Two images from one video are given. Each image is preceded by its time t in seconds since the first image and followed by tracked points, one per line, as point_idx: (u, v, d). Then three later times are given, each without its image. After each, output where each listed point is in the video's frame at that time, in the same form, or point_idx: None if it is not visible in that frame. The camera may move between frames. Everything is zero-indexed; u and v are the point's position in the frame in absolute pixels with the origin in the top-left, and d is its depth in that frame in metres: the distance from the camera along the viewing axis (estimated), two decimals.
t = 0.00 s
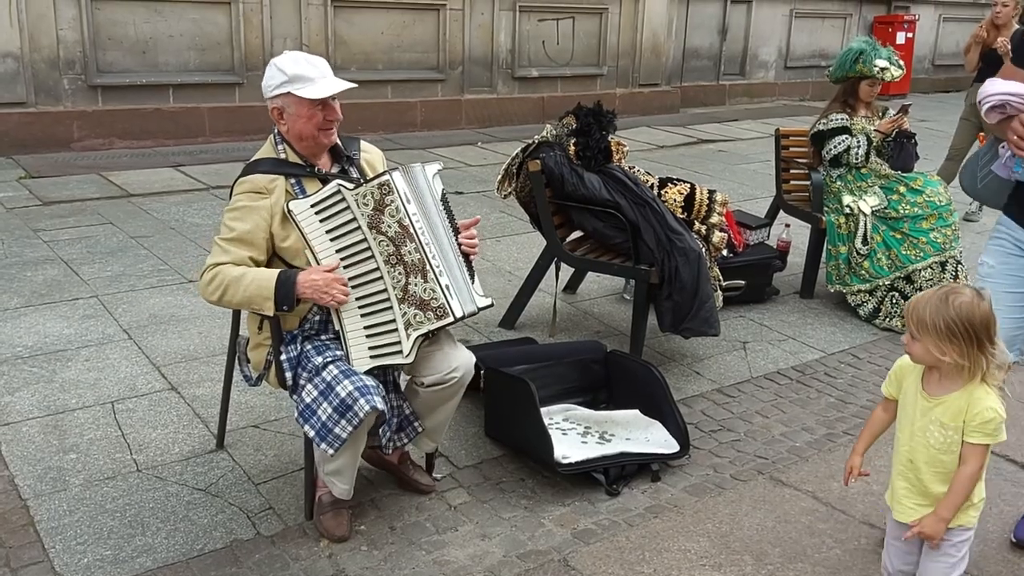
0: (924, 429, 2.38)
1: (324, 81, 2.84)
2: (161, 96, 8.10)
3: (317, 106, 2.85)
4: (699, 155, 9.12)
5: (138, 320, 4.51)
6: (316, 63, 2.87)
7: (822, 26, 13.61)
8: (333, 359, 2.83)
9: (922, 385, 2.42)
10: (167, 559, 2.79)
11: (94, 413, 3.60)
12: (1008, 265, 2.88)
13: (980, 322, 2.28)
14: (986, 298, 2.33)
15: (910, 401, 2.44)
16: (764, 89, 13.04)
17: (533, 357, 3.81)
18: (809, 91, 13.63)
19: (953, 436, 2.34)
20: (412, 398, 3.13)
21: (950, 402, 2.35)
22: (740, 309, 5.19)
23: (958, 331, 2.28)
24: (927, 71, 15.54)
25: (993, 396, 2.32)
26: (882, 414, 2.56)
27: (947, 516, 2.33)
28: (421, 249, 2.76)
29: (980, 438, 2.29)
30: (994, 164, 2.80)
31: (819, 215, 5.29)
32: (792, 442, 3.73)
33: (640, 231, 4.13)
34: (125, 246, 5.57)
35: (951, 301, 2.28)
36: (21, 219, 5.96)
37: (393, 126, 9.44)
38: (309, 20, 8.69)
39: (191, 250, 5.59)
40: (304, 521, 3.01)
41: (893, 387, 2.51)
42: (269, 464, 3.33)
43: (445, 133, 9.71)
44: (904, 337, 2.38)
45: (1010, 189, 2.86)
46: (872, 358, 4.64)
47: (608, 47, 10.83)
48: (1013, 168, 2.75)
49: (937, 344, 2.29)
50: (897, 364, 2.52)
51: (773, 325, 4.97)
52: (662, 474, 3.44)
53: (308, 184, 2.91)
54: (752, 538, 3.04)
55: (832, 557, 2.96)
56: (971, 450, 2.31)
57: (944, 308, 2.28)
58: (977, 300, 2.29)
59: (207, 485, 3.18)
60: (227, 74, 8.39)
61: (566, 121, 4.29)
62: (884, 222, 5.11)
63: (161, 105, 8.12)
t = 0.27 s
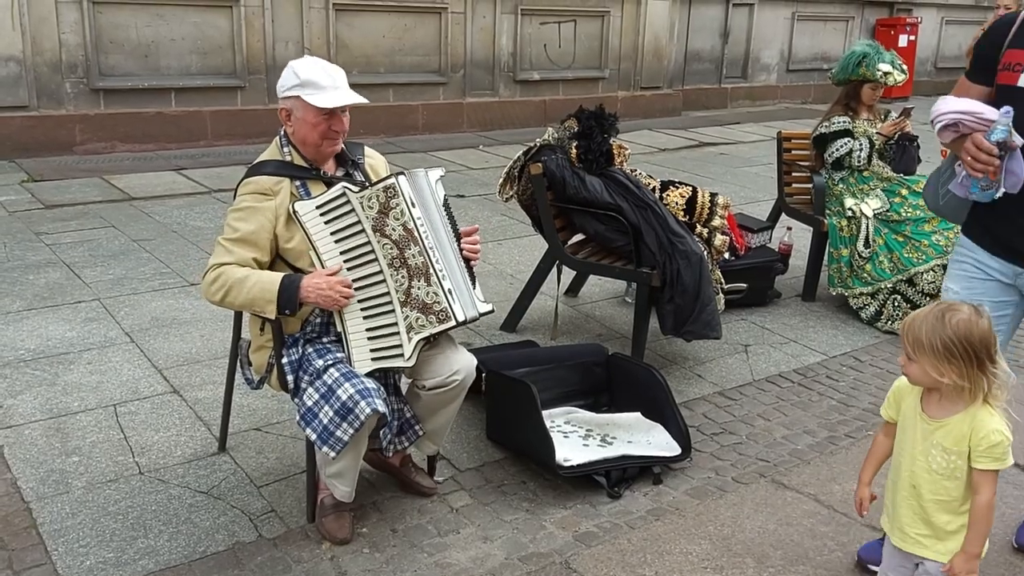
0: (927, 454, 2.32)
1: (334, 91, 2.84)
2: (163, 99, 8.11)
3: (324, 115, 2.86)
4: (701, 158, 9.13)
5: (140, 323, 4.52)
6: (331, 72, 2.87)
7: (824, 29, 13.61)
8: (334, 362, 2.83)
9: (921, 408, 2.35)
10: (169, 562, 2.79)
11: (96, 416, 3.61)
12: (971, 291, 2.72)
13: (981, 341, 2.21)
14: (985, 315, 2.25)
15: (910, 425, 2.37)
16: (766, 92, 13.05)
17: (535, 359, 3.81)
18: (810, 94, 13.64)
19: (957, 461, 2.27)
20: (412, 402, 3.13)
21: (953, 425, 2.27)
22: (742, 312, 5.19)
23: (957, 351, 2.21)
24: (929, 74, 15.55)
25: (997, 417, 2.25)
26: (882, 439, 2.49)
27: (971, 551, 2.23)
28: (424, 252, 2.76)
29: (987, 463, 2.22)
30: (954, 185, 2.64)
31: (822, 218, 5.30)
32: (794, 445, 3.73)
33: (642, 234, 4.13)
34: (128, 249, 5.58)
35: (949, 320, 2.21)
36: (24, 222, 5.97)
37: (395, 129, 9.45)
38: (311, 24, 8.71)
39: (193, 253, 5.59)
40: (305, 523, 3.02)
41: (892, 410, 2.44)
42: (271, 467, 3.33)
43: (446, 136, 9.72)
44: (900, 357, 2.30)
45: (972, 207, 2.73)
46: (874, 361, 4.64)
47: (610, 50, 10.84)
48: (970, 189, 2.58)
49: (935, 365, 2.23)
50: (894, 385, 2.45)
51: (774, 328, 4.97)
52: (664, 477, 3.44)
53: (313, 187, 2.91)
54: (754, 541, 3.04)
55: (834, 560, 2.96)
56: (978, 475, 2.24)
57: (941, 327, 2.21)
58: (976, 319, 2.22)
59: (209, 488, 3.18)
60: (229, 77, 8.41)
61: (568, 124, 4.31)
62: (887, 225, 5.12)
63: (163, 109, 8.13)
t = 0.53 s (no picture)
0: (915, 468, 2.33)
1: (351, 101, 2.84)
2: (164, 97, 8.12)
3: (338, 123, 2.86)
4: (702, 155, 9.13)
5: (142, 321, 4.53)
6: (351, 78, 2.86)
7: (825, 27, 13.60)
8: (337, 359, 2.84)
9: (910, 422, 2.37)
10: (172, 559, 2.80)
11: (99, 414, 3.62)
12: (931, 296, 2.67)
13: (967, 353, 2.21)
14: (975, 326, 2.25)
15: (900, 439, 2.39)
16: (767, 90, 13.05)
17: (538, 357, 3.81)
18: (812, 92, 13.64)
19: (943, 477, 2.28)
20: (414, 400, 3.14)
21: (940, 438, 2.28)
22: (743, 310, 5.19)
23: (940, 361, 2.21)
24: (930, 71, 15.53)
25: (984, 433, 2.25)
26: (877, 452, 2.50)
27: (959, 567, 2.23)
28: (431, 251, 2.78)
29: (972, 479, 2.22)
30: (902, 184, 2.63)
31: (823, 216, 5.30)
32: (796, 442, 3.74)
33: (643, 231, 4.13)
34: (130, 247, 5.59)
35: (933, 329, 2.22)
36: (26, 220, 5.98)
37: (396, 127, 9.46)
38: (312, 22, 8.71)
39: (195, 251, 5.60)
40: (308, 521, 3.02)
41: (883, 424, 2.46)
42: (273, 465, 3.34)
43: (448, 134, 9.73)
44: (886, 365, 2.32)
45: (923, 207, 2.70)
46: (875, 358, 4.64)
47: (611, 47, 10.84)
48: (919, 189, 2.55)
49: (917, 374, 2.24)
50: (886, 397, 2.46)
51: (776, 326, 4.98)
52: (665, 475, 3.44)
53: (323, 185, 2.92)
54: (755, 539, 3.04)
55: (835, 557, 2.96)
56: (963, 491, 2.24)
57: (924, 335, 2.22)
58: (963, 330, 2.22)
59: (212, 485, 3.19)
60: (231, 76, 8.41)
61: (570, 122, 4.32)
62: (887, 223, 5.18)
63: (165, 107, 8.13)
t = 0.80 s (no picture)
0: (867, 475, 2.10)
1: (358, 104, 2.85)
2: (166, 97, 8.13)
3: (345, 124, 2.87)
4: (703, 154, 9.14)
5: (145, 320, 4.54)
6: (359, 80, 2.87)
7: (828, 25, 13.59)
8: (339, 359, 2.84)
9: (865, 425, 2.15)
10: (174, 558, 2.81)
11: (102, 412, 3.63)
12: (910, 304, 2.53)
13: (930, 356, 2.00)
14: (940, 330, 2.04)
15: (854, 443, 2.16)
16: (768, 89, 13.05)
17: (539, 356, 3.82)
18: (813, 91, 13.64)
19: (897, 484, 2.05)
20: (416, 398, 3.14)
21: (894, 444, 2.06)
22: (745, 308, 5.20)
23: (900, 362, 2.00)
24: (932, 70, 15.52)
25: (943, 441, 2.03)
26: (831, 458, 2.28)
27: None
28: (435, 251, 2.81)
29: (925, 488, 2.01)
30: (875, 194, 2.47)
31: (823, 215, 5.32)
32: (797, 441, 3.74)
33: (644, 230, 4.14)
34: (132, 246, 5.60)
35: (895, 330, 2.02)
36: (29, 220, 6.00)
37: (398, 126, 9.47)
38: (314, 22, 8.72)
39: (197, 250, 5.61)
40: (310, 519, 3.03)
41: (839, 430, 2.24)
42: (275, 463, 3.35)
43: (450, 133, 9.74)
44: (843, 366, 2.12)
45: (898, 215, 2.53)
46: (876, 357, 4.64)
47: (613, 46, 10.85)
48: (893, 199, 2.41)
49: (874, 376, 2.04)
50: (843, 401, 2.25)
51: (777, 325, 4.98)
52: (666, 473, 3.45)
53: (327, 184, 2.93)
54: (756, 537, 3.05)
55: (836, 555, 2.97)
56: (918, 501, 2.02)
57: (883, 337, 2.02)
58: (927, 331, 2.02)
59: (214, 484, 3.20)
60: (233, 75, 8.42)
61: (571, 122, 4.32)
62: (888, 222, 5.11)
63: (167, 106, 8.15)
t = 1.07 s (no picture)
0: (826, 498, 2.08)
1: (359, 106, 2.85)
2: (169, 98, 8.14)
3: (345, 126, 2.87)
4: (705, 155, 9.15)
5: (147, 321, 4.55)
6: (359, 82, 2.87)
7: (829, 26, 13.59)
8: (340, 360, 2.84)
9: (825, 445, 2.12)
10: (177, 558, 2.81)
11: (104, 414, 3.63)
12: (888, 320, 2.46)
13: (889, 376, 1.95)
14: (900, 347, 1.98)
15: (813, 464, 2.13)
16: (770, 89, 13.06)
17: (541, 357, 3.83)
18: (815, 91, 13.65)
19: (854, 509, 2.03)
20: (418, 400, 3.15)
21: (852, 467, 2.03)
22: (747, 309, 5.20)
23: (855, 384, 1.95)
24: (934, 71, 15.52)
25: (901, 463, 1.99)
26: (790, 477, 2.25)
27: None
28: (436, 253, 2.80)
29: (882, 513, 1.98)
30: (855, 198, 2.38)
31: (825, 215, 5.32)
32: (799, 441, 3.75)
33: (646, 231, 4.14)
34: (135, 248, 5.61)
35: (853, 348, 1.96)
36: (31, 221, 6.01)
37: (400, 127, 9.48)
38: (316, 23, 8.73)
39: (200, 251, 5.62)
40: (312, 520, 3.04)
41: (800, 448, 2.21)
42: (277, 464, 3.35)
43: (452, 134, 9.75)
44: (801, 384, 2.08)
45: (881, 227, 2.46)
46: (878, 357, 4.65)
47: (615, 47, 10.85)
48: (869, 207, 2.31)
49: (831, 397, 1.99)
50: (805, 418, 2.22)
51: (779, 325, 4.98)
52: (668, 474, 3.45)
53: (329, 186, 2.93)
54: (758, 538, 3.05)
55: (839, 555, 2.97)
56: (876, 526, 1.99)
57: (840, 355, 1.97)
58: (886, 350, 1.96)
59: (216, 485, 3.20)
60: (235, 77, 8.43)
61: (573, 123, 4.34)
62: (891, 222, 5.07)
63: (169, 108, 8.16)
